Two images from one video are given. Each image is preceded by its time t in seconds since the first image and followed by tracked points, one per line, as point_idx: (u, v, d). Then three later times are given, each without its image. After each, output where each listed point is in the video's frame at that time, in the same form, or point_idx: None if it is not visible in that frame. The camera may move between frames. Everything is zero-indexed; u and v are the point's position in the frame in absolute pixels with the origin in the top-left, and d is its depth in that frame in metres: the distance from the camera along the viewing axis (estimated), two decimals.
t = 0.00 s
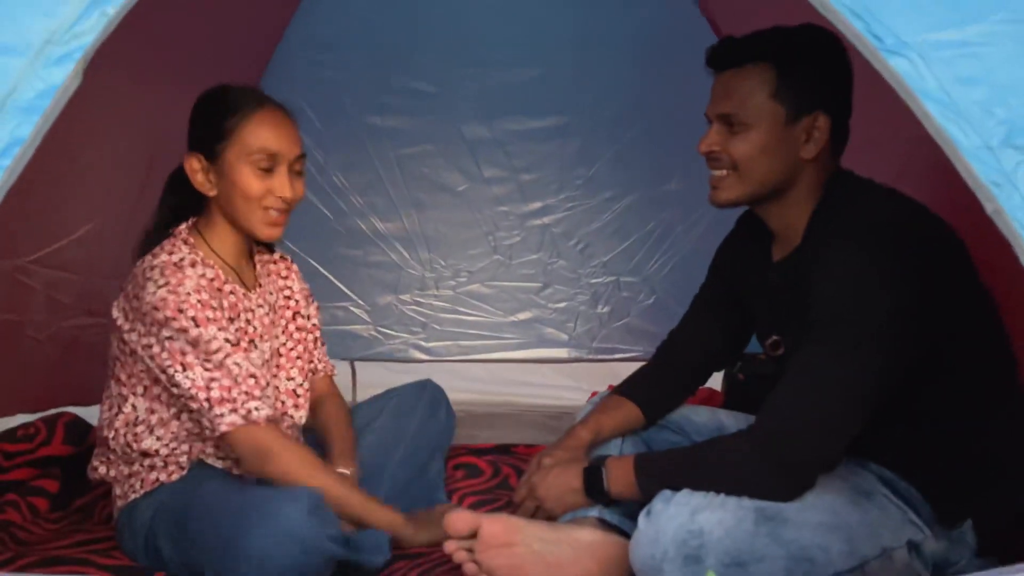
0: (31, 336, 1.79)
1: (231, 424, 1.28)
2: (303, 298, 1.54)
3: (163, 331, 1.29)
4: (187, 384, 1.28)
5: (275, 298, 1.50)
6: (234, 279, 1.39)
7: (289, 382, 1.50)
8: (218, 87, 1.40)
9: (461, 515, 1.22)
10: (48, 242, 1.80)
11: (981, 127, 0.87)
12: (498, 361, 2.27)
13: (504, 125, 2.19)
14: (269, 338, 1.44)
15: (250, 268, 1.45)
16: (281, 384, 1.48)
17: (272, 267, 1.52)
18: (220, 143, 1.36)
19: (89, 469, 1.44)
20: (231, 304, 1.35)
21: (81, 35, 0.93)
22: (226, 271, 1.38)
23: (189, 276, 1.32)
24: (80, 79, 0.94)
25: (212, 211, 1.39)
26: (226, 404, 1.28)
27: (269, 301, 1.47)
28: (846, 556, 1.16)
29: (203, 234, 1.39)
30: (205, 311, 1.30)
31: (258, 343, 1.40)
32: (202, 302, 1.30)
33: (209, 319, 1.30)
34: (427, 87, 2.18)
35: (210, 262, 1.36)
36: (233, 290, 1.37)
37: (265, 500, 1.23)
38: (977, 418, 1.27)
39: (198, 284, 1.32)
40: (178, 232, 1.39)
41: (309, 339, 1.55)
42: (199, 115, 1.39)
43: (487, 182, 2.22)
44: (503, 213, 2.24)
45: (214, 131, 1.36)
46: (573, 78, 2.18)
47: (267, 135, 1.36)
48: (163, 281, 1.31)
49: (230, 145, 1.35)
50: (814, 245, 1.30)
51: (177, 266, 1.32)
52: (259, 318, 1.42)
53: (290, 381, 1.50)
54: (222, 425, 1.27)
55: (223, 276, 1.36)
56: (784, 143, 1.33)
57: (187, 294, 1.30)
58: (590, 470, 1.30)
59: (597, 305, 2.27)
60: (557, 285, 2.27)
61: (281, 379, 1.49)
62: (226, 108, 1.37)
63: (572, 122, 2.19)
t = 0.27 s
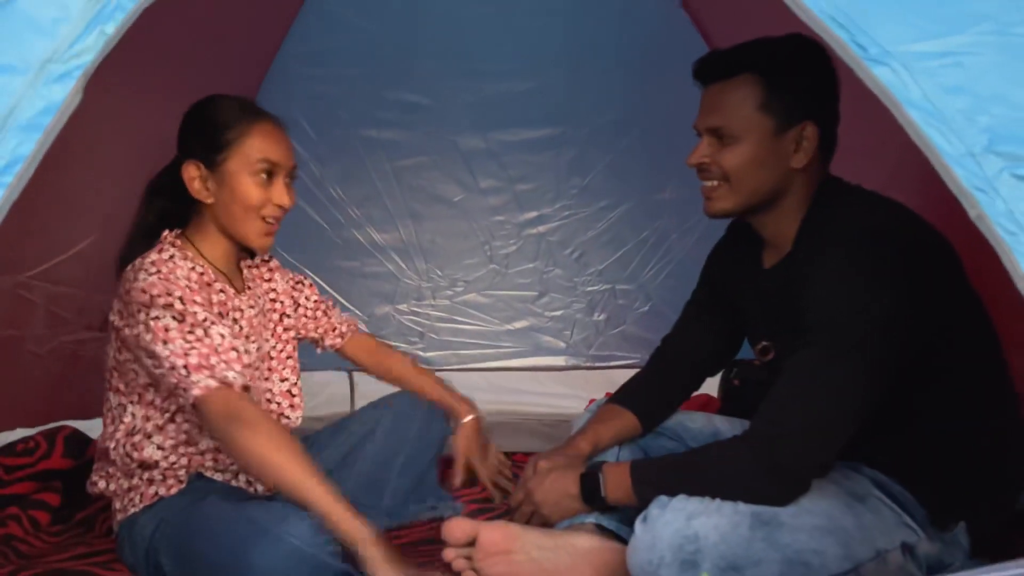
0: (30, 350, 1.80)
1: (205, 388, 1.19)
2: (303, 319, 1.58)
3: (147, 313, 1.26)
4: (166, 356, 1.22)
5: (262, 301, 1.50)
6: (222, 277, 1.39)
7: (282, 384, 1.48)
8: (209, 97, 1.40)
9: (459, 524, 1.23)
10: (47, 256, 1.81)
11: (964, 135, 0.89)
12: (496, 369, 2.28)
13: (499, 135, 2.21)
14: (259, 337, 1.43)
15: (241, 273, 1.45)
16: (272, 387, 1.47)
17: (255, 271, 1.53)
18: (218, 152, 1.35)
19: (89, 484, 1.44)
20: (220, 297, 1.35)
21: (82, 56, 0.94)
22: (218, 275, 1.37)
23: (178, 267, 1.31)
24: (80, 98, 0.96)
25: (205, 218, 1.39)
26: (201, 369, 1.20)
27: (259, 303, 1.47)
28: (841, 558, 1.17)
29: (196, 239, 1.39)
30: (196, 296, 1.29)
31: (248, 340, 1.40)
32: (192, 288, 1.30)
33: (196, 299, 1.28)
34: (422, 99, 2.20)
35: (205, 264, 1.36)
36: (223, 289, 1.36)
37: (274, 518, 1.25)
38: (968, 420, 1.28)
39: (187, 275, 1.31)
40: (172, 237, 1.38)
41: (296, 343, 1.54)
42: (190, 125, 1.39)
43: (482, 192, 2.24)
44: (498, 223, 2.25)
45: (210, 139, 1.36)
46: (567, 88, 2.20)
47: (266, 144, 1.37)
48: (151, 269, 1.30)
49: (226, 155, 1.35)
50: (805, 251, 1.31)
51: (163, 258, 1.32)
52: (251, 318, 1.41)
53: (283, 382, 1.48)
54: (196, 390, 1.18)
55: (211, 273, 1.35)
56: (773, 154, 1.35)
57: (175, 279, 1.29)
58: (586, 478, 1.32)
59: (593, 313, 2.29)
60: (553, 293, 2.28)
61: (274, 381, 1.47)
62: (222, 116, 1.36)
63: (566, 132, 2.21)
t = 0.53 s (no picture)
0: (34, 360, 1.82)
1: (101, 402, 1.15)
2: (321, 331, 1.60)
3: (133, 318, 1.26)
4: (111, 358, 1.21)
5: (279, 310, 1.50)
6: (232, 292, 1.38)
7: (287, 395, 1.48)
8: (201, 114, 1.44)
9: (459, 528, 1.24)
10: (49, 267, 1.83)
11: (947, 142, 0.91)
12: (494, 374, 2.30)
13: (495, 142, 2.23)
14: (269, 350, 1.43)
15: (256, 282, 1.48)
16: (279, 397, 1.46)
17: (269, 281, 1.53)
18: (223, 161, 1.40)
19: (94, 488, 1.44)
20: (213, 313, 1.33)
21: (83, 72, 0.96)
22: (236, 283, 1.40)
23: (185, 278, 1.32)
24: (82, 114, 0.98)
25: (218, 228, 1.43)
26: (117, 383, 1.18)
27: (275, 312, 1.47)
28: (835, 557, 1.19)
29: (212, 249, 1.43)
30: (178, 313, 1.28)
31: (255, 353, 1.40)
32: (179, 302, 1.29)
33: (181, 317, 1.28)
34: (418, 107, 2.22)
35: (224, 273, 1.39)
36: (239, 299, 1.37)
37: (273, 499, 1.29)
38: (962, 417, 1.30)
39: (190, 288, 1.32)
40: (190, 247, 1.40)
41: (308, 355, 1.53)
42: (190, 140, 1.43)
43: (479, 198, 2.26)
44: (496, 228, 2.27)
45: (212, 150, 1.41)
46: (562, 95, 2.22)
47: (268, 147, 1.44)
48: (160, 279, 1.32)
49: (234, 161, 1.41)
50: (800, 257, 1.34)
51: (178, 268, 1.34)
52: (263, 329, 1.41)
53: (288, 391, 1.48)
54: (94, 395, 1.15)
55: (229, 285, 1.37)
56: (763, 163, 1.37)
57: (172, 294, 1.29)
58: (584, 480, 1.33)
59: (591, 317, 2.30)
60: (550, 298, 2.30)
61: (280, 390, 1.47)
62: (219, 128, 1.42)
63: (561, 138, 2.23)
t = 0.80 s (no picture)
0: (36, 364, 1.84)
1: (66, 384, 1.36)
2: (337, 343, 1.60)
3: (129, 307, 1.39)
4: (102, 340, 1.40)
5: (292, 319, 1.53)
6: (239, 303, 1.42)
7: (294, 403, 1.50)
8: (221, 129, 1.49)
9: (457, 525, 1.27)
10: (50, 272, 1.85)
11: (925, 145, 0.94)
12: (491, 376, 2.32)
13: (490, 148, 2.26)
14: (277, 357, 1.46)
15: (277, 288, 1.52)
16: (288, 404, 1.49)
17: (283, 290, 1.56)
18: (249, 172, 1.46)
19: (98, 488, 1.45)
20: (196, 324, 1.37)
21: (90, 81, 0.99)
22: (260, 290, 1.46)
23: (186, 285, 1.38)
24: (89, 122, 1.01)
25: (248, 237, 1.48)
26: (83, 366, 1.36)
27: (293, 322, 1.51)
28: (825, 551, 1.21)
29: (243, 258, 1.47)
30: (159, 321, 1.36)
31: (261, 359, 1.43)
32: (162, 308, 1.36)
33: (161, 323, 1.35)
34: (414, 114, 2.25)
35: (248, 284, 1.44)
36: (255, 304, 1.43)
37: (274, 496, 1.32)
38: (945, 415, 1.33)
39: (185, 294, 1.38)
40: (221, 255, 1.45)
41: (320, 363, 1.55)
42: (215, 153, 1.48)
43: (475, 203, 2.29)
44: (492, 233, 2.30)
45: (238, 162, 1.46)
46: (557, 101, 2.25)
47: (291, 155, 1.49)
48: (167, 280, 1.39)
49: (259, 169, 1.46)
50: (788, 261, 1.37)
51: (188, 271, 1.41)
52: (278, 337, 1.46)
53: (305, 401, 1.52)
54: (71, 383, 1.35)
55: (248, 290, 1.43)
56: (757, 172, 1.39)
57: (163, 298, 1.37)
58: (579, 479, 1.36)
59: (586, 319, 2.33)
60: (547, 301, 2.33)
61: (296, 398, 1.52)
62: (243, 140, 1.47)
63: (556, 143, 2.26)
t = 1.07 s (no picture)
0: (37, 368, 1.86)
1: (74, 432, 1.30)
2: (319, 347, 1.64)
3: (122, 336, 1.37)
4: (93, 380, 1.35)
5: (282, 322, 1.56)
6: (229, 309, 1.44)
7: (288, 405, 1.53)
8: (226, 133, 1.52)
9: (452, 525, 1.29)
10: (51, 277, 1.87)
11: (901, 154, 0.98)
12: (486, 379, 2.35)
13: (485, 153, 2.29)
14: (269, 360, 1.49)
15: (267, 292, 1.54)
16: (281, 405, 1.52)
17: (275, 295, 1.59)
18: (248, 178, 1.48)
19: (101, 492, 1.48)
20: (195, 333, 1.39)
21: (92, 93, 1.01)
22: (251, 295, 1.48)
23: (178, 297, 1.39)
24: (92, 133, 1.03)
25: (242, 242, 1.50)
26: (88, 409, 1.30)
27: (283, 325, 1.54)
28: (812, 547, 1.24)
29: (235, 263, 1.49)
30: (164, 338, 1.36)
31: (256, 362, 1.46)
32: (163, 325, 1.36)
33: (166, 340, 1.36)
34: (410, 119, 2.28)
35: (241, 289, 1.47)
36: (246, 309, 1.45)
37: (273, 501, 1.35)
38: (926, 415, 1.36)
39: (180, 306, 1.38)
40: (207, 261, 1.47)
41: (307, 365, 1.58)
42: (217, 157, 1.51)
43: (470, 208, 2.31)
44: (487, 237, 2.33)
45: (238, 168, 1.49)
46: (550, 107, 2.28)
47: (291, 164, 1.51)
48: (158, 297, 1.39)
49: (259, 177, 1.48)
50: (778, 262, 1.39)
51: (178, 284, 1.41)
52: (268, 339, 1.49)
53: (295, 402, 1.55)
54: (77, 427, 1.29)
55: (238, 295, 1.45)
56: (748, 178, 1.42)
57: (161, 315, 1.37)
58: (571, 479, 1.38)
59: (580, 322, 2.36)
60: (541, 304, 2.35)
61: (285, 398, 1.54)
62: (244, 147, 1.50)
63: (550, 149, 2.29)
